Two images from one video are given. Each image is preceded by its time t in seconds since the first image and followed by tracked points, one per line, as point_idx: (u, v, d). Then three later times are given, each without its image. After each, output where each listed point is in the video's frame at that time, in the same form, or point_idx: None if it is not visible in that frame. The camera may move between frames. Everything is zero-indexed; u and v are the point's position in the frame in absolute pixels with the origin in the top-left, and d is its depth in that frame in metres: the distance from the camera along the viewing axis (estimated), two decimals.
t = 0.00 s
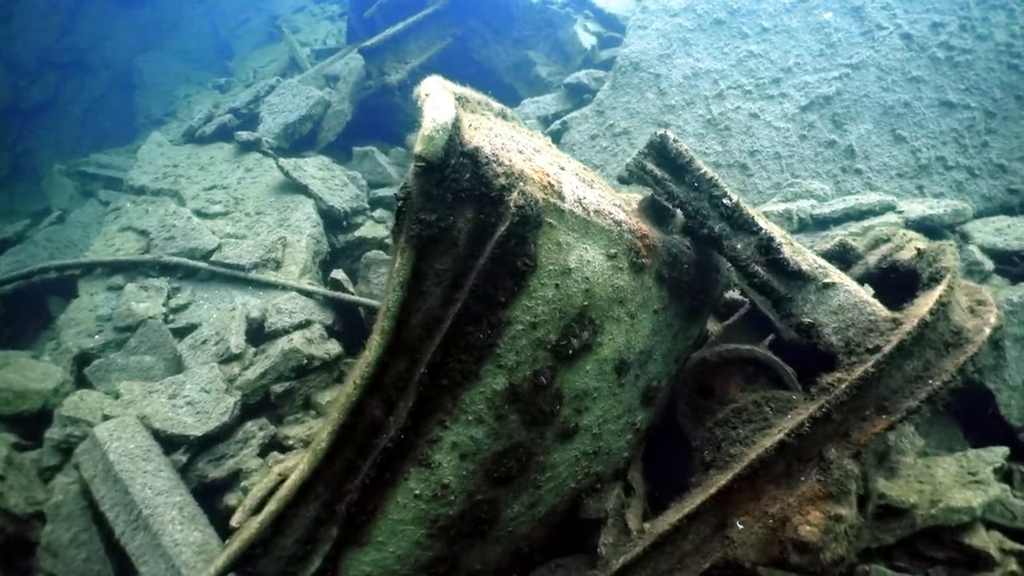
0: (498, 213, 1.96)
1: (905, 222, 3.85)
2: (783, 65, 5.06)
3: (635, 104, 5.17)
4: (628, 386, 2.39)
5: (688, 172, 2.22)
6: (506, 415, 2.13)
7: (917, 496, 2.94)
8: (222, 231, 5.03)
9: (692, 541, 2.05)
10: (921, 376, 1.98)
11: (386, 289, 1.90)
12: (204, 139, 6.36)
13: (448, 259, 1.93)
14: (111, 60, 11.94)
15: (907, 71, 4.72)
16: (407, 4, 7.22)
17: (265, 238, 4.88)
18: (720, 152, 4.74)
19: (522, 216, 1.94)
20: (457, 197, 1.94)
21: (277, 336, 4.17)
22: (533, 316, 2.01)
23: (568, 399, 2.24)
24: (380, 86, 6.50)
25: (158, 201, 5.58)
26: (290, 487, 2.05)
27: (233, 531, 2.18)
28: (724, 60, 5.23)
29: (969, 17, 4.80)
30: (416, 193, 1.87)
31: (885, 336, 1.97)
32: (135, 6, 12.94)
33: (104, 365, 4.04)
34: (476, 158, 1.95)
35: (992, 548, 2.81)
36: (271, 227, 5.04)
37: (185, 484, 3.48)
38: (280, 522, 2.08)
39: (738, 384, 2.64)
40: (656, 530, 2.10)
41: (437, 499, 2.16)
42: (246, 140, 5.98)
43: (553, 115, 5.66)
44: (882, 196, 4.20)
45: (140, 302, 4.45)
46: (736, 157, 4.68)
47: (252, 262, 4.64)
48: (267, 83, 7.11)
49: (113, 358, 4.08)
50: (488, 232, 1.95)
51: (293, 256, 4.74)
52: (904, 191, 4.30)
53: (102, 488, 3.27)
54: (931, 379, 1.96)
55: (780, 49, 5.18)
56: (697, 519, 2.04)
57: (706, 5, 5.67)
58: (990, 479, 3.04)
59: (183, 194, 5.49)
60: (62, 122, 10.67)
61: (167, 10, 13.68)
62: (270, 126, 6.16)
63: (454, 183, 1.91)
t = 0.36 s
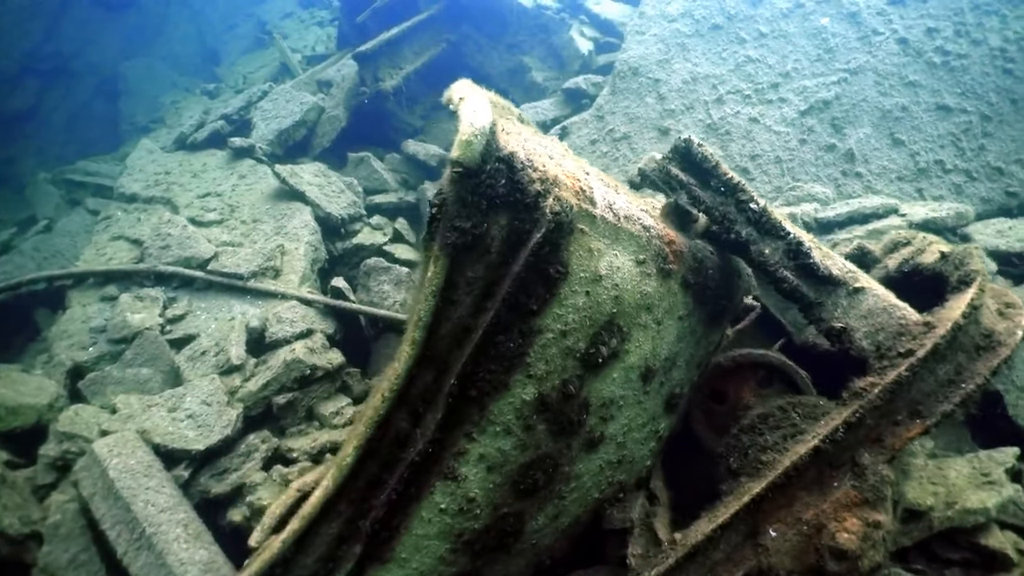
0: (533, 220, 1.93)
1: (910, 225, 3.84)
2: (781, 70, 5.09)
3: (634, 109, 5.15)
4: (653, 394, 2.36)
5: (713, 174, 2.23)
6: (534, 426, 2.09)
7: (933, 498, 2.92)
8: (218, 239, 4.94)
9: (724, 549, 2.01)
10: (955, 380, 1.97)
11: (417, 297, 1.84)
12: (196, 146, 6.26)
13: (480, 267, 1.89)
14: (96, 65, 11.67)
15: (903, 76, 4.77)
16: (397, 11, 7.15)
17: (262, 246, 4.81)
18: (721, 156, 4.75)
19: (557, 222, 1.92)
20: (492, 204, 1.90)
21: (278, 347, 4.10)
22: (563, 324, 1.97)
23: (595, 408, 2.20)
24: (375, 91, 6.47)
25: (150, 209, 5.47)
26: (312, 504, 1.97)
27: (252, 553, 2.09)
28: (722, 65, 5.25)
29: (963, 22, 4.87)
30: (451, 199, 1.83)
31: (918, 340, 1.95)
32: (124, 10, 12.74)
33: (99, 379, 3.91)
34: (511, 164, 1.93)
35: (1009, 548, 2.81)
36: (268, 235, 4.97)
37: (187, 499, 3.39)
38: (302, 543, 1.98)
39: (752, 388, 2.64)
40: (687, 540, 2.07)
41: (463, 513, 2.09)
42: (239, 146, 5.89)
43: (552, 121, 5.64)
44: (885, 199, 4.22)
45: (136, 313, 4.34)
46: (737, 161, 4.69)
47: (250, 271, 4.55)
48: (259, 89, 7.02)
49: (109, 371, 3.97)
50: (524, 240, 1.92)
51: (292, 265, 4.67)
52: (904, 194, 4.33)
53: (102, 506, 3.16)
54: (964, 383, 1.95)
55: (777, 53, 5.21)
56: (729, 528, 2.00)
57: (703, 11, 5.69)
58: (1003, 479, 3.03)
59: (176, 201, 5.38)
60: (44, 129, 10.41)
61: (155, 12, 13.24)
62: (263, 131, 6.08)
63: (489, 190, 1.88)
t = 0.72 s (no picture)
0: (552, 216, 1.89)
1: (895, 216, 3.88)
2: (764, 64, 5.13)
3: (619, 104, 5.12)
4: (664, 389, 2.34)
5: (726, 168, 2.27)
6: (550, 426, 2.05)
7: (930, 484, 2.96)
8: (197, 241, 4.79)
9: (742, 544, 2.00)
10: (967, 367, 1.99)
11: (435, 297, 1.79)
12: (169, 146, 6.06)
13: (499, 265, 1.83)
14: (58, 63, 11.16)
15: (883, 70, 4.85)
16: (373, 9, 7.01)
17: (244, 248, 4.67)
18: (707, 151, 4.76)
19: (579, 219, 1.90)
20: (512, 200, 1.85)
21: (264, 351, 4.00)
22: (580, 321, 1.94)
23: (609, 406, 2.17)
24: (353, 90, 6.33)
25: (123, 212, 5.28)
26: (324, 513, 1.89)
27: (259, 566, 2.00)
28: (705, 60, 5.27)
29: (938, 16, 4.97)
30: (472, 195, 1.78)
31: (931, 329, 1.97)
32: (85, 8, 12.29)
33: (77, 390, 3.77)
34: (532, 158, 1.89)
35: (1006, 531, 2.86)
36: (249, 236, 4.84)
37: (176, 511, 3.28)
38: (313, 555, 1.89)
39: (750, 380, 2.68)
40: (706, 536, 2.05)
41: (477, 516, 2.05)
42: (214, 146, 5.71)
43: (536, 117, 5.65)
44: (870, 191, 4.28)
45: (114, 319, 4.19)
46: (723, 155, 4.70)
47: (232, 274, 4.42)
48: (233, 86, 6.83)
49: (88, 381, 3.81)
50: (543, 238, 1.88)
51: (277, 266, 4.56)
52: (887, 186, 4.40)
53: (88, 521, 3.03)
54: (978, 371, 1.97)
55: (759, 48, 5.25)
56: (748, 521, 1.99)
57: (685, 6, 5.68)
58: (995, 463, 3.09)
59: (151, 203, 5.20)
60: (3, 129, 9.92)
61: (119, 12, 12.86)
62: (239, 130, 5.91)
63: (510, 186, 1.83)
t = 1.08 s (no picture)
0: (566, 199, 1.87)
1: (879, 194, 3.93)
2: (745, 46, 5.13)
3: (602, 87, 5.08)
4: (670, 372, 2.33)
5: (728, 147, 2.27)
6: (560, 413, 2.02)
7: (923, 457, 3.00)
8: (174, 235, 4.65)
9: (752, 523, 2.02)
10: (971, 343, 2.01)
11: (447, 283, 1.77)
12: (138, 137, 5.85)
13: (512, 250, 1.81)
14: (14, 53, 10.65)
15: (862, 51, 4.90)
16: None
17: (223, 241, 4.54)
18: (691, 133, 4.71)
19: (593, 202, 1.89)
20: (526, 183, 1.83)
21: (250, 346, 3.90)
22: (591, 306, 1.91)
23: (617, 390, 2.15)
24: (328, 76, 6.22)
25: (94, 206, 5.10)
26: (334, 510, 1.83)
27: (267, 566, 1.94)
28: (687, 42, 5.25)
29: None
30: (487, 177, 1.78)
31: (936, 305, 1.99)
32: None
33: (56, 392, 3.63)
34: (545, 140, 1.85)
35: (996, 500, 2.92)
36: (228, 228, 4.71)
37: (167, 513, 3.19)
38: (324, 553, 1.84)
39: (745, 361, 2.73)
40: (718, 516, 2.05)
41: (488, 507, 2.01)
42: (186, 136, 5.53)
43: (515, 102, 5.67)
44: (854, 170, 4.33)
45: (90, 318, 4.04)
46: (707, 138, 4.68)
47: (213, 267, 4.28)
48: (203, 74, 6.62)
49: (66, 382, 3.68)
50: (557, 221, 1.85)
51: (258, 259, 4.45)
52: (869, 166, 4.46)
53: (75, 527, 2.93)
54: (981, 345, 1.98)
55: (740, 29, 5.25)
56: (758, 501, 2.00)
57: None
58: (983, 434, 3.13)
59: (122, 196, 5.02)
60: None
61: None
62: (212, 120, 5.73)
63: (524, 168, 1.81)
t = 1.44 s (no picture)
0: (574, 195, 1.84)
1: (853, 182, 4.01)
2: (717, 35, 5.16)
3: (577, 78, 5.04)
4: (668, 365, 2.32)
5: (723, 139, 2.23)
6: (565, 412, 2.00)
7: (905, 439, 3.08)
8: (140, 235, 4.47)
9: (754, 514, 2.05)
10: (964, 330, 2.04)
11: (454, 283, 1.71)
12: (95, 133, 5.61)
13: (519, 249, 1.77)
14: None
15: (832, 39, 4.97)
16: None
17: (193, 240, 4.39)
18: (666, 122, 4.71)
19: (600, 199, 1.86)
20: (534, 179, 1.78)
21: (227, 349, 3.79)
22: (596, 304, 1.88)
23: (619, 386, 2.13)
24: (294, 66, 6.08)
25: (52, 206, 4.87)
26: (337, 522, 1.78)
27: None
28: (660, 31, 5.25)
29: None
30: (496, 176, 1.73)
31: (929, 293, 2.02)
32: None
33: (22, 403, 3.47)
34: (552, 135, 1.80)
35: (975, 479, 3.01)
36: (197, 227, 4.56)
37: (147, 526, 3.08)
38: (328, 564, 1.79)
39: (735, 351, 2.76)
40: (722, 509, 2.06)
41: (493, 509, 1.98)
42: (148, 132, 5.31)
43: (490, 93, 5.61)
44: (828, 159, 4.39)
45: (55, 325, 3.86)
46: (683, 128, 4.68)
47: (185, 268, 4.14)
48: (164, 66, 6.37)
49: (32, 393, 3.51)
50: (565, 218, 1.83)
51: (231, 258, 4.32)
52: (841, 153, 4.53)
53: (51, 546, 2.80)
54: (974, 332, 2.02)
55: (712, 19, 5.27)
56: (759, 492, 2.04)
57: None
58: (959, 415, 3.23)
59: (82, 196, 4.80)
60: None
61: None
62: (175, 114, 5.51)
63: (533, 165, 1.75)
